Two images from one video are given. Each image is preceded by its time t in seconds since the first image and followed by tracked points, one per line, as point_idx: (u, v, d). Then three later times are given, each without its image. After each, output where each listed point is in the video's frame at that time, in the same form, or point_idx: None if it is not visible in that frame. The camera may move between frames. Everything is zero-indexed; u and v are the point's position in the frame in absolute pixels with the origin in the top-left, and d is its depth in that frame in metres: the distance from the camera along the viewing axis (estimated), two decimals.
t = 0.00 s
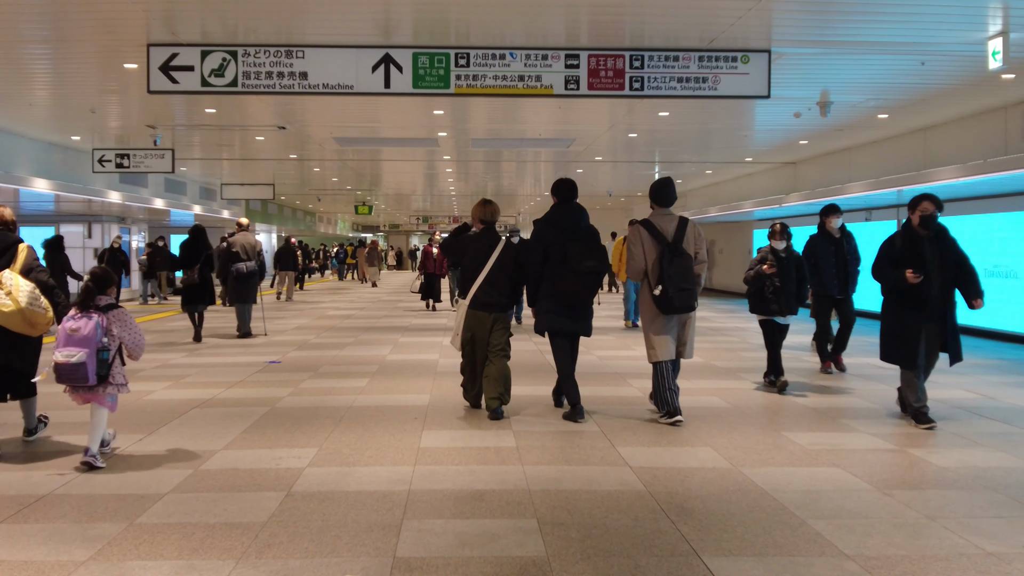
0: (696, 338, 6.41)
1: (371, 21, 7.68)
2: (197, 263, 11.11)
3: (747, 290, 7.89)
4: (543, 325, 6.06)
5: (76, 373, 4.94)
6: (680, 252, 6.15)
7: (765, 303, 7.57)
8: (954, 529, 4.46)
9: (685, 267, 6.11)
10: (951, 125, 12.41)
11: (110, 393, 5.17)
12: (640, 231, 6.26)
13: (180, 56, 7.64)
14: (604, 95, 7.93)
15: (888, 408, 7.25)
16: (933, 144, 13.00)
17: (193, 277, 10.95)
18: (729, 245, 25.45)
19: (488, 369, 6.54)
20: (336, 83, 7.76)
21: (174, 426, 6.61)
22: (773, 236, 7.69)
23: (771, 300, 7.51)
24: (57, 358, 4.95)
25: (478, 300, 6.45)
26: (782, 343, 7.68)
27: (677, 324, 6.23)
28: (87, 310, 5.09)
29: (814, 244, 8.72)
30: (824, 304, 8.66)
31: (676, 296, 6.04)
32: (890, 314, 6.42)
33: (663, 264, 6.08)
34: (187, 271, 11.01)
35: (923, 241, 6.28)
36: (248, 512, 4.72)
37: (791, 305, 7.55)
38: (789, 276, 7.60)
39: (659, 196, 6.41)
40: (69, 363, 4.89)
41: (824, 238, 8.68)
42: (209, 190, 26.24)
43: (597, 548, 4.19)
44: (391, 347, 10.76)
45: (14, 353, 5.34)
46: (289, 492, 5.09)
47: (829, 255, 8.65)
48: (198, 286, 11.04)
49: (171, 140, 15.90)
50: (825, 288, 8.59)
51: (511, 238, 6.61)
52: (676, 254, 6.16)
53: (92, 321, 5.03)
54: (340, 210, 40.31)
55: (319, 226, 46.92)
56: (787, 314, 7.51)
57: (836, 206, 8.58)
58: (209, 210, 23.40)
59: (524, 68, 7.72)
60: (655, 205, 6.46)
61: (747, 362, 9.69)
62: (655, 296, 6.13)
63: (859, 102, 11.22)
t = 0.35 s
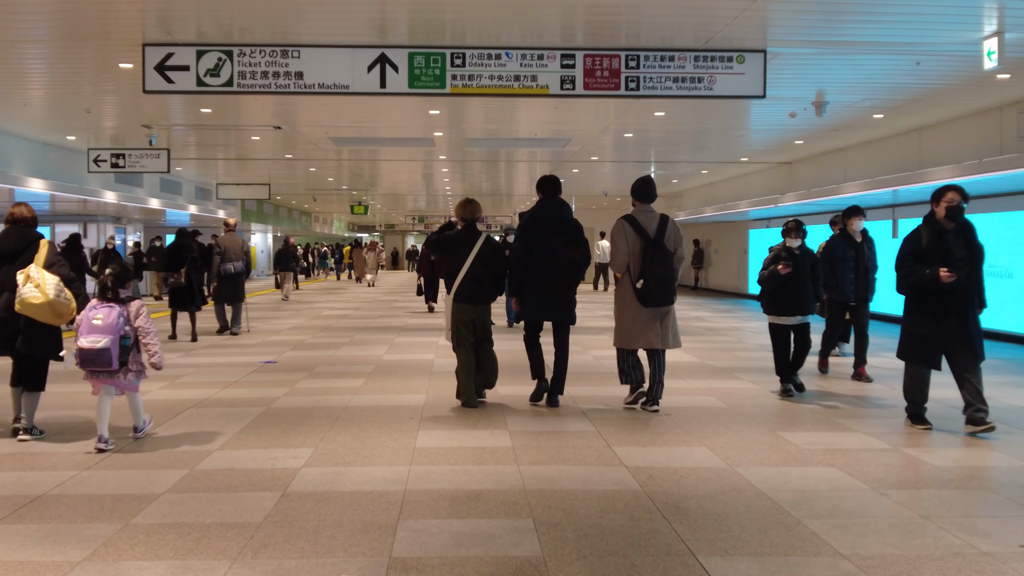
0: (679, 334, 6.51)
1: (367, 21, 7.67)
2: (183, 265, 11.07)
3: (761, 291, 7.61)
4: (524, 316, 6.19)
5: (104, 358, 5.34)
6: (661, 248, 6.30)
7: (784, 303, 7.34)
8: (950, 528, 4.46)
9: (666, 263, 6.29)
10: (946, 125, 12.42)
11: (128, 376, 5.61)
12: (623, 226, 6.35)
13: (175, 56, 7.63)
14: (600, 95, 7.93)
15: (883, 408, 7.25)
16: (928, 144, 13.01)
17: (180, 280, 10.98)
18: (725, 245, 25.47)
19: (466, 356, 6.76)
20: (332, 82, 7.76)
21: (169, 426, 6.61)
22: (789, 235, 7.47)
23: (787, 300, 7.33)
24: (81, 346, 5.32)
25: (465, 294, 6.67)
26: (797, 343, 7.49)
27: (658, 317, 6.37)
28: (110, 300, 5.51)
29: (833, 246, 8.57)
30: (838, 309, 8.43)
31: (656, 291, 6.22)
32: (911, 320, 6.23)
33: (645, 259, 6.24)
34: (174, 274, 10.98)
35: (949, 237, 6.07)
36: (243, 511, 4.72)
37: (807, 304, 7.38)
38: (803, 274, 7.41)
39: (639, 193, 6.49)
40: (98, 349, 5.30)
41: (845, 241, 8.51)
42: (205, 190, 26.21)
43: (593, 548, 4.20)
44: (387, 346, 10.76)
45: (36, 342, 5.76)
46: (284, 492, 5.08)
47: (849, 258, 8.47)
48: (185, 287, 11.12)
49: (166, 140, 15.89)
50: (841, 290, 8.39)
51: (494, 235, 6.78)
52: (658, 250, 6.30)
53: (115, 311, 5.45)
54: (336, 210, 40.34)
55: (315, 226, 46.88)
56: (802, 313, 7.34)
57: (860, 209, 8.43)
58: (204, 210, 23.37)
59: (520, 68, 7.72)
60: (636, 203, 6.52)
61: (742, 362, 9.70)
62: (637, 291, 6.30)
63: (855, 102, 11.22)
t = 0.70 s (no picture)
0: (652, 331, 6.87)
1: (362, 21, 7.67)
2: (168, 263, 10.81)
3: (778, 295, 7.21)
4: (511, 318, 6.43)
5: (120, 348, 5.94)
6: (632, 253, 6.66)
7: (805, 310, 6.93)
8: (944, 528, 4.46)
9: (637, 267, 6.63)
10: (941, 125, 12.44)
11: (142, 366, 6.21)
12: (596, 234, 6.69)
13: (170, 56, 7.62)
14: (594, 95, 7.93)
15: (878, 408, 7.26)
16: (923, 145, 13.02)
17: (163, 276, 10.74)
18: (720, 245, 25.49)
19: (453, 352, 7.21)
20: (326, 82, 7.75)
21: (164, 426, 6.61)
22: (809, 238, 7.09)
23: (806, 305, 6.93)
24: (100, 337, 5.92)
25: (450, 293, 7.10)
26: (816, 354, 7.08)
27: (633, 318, 6.69)
28: (126, 297, 6.13)
29: (846, 246, 8.39)
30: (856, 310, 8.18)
31: (627, 295, 6.56)
32: (944, 321, 5.73)
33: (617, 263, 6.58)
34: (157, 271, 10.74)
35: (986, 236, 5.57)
36: (238, 511, 4.72)
37: (828, 313, 6.95)
38: (823, 280, 6.97)
39: (609, 201, 6.87)
40: (114, 339, 5.89)
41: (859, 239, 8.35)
42: (200, 190, 26.19)
43: (588, 548, 4.19)
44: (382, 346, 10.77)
45: (52, 337, 6.24)
46: (279, 492, 5.08)
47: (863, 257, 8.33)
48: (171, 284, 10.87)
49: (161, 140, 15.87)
50: (856, 291, 8.18)
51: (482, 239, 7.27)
52: (628, 255, 6.65)
53: (130, 306, 6.07)
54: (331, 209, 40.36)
55: (310, 226, 46.84)
56: (823, 321, 6.93)
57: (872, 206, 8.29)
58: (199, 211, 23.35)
59: (515, 68, 7.72)
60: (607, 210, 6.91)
61: (737, 362, 9.71)
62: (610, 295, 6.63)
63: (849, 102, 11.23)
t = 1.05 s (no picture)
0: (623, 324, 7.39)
1: (354, 20, 7.66)
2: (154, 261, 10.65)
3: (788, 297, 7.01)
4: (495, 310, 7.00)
5: (131, 342, 6.26)
6: (608, 252, 7.12)
7: (811, 312, 6.72)
8: (937, 527, 4.47)
9: (613, 265, 7.09)
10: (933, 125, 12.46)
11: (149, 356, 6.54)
12: (576, 234, 7.16)
13: (163, 55, 7.61)
14: (587, 95, 7.94)
15: (870, 407, 7.28)
16: (914, 145, 13.05)
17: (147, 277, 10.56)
18: (714, 245, 25.53)
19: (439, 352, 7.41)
20: (319, 81, 7.74)
21: (156, 426, 6.60)
22: (816, 236, 6.85)
23: (811, 307, 6.73)
24: (111, 333, 6.25)
25: (435, 293, 7.34)
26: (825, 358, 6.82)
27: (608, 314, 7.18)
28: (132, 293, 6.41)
29: (861, 242, 8.02)
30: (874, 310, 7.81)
31: (603, 292, 7.05)
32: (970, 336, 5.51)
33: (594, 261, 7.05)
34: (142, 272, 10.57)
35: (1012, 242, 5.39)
36: (231, 511, 4.72)
37: (835, 316, 6.69)
38: (832, 280, 6.76)
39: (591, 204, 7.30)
40: (122, 335, 6.20)
41: (874, 236, 7.95)
42: (192, 189, 26.13)
43: (581, 547, 4.20)
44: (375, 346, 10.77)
45: (65, 339, 6.41)
46: (272, 493, 5.07)
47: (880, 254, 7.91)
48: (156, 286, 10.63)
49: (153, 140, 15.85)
50: (875, 289, 7.79)
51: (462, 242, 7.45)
52: (605, 254, 7.13)
53: (138, 302, 6.37)
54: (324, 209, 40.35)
55: (303, 226, 46.76)
56: (829, 323, 6.69)
57: (889, 201, 7.87)
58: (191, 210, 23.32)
59: (507, 67, 7.72)
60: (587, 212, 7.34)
61: (730, 361, 9.72)
62: (586, 291, 7.13)
63: (842, 102, 11.25)
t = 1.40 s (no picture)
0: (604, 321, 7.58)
1: (346, 20, 7.66)
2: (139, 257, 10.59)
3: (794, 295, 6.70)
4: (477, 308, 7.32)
5: (138, 338, 6.69)
6: (590, 248, 7.37)
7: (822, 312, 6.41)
8: (928, 526, 4.48)
9: (595, 260, 7.32)
10: (924, 125, 12.48)
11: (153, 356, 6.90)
12: (558, 229, 7.42)
13: (154, 55, 7.60)
14: (579, 95, 7.95)
15: (861, 406, 7.31)
16: (905, 145, 13.08)
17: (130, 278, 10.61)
18: (705, 244, 25.59)
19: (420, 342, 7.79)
20: (310, 81, 7.73)
21: (147, 427, 6.59)
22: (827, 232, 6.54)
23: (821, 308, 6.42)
24: (121, 329, 6.66)
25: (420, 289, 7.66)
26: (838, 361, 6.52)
27: (590, 308, 7.39)
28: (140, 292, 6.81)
29: (891, 245, 7.40)
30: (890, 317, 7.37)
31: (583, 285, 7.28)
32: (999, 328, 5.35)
33: (576, 256, 7.29)
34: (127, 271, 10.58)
35: None
36: (222, 512, 4.71)
37: (848, 314, 6.43)
38: (842, 276, 6.43)
39: (573, 202, 7.56)
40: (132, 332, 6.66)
41: (906, 240, 7.30)
42: (183, 189, 26.06)
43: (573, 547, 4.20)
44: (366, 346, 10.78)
45: (81, 327, 6.76)
46: (263, 493, 5.07)
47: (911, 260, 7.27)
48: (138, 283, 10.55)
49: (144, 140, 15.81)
50: (898, 296, 7.24)
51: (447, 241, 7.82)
52: (587, 249, 7.37)
53: (147, 302, 6.78)
54: (315, 209, 40.32)
55: (294, 226, 46.68)
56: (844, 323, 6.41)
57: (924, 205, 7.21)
58: (182, 210, 23.28)
59: (499, 67, 7.72)
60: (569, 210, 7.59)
61: (722, 361, 9.74)
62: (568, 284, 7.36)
63: (833, 102, 11.26)
